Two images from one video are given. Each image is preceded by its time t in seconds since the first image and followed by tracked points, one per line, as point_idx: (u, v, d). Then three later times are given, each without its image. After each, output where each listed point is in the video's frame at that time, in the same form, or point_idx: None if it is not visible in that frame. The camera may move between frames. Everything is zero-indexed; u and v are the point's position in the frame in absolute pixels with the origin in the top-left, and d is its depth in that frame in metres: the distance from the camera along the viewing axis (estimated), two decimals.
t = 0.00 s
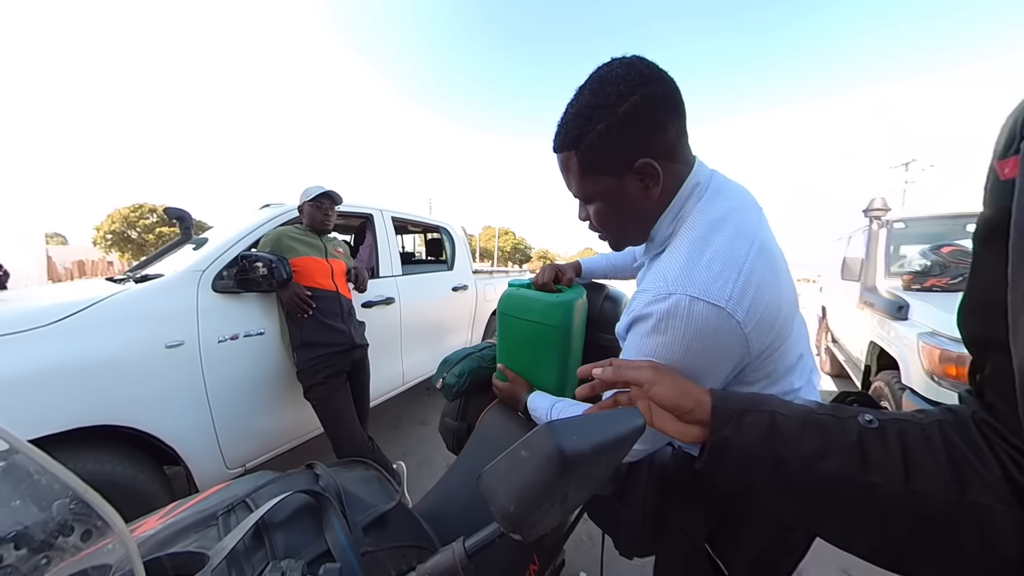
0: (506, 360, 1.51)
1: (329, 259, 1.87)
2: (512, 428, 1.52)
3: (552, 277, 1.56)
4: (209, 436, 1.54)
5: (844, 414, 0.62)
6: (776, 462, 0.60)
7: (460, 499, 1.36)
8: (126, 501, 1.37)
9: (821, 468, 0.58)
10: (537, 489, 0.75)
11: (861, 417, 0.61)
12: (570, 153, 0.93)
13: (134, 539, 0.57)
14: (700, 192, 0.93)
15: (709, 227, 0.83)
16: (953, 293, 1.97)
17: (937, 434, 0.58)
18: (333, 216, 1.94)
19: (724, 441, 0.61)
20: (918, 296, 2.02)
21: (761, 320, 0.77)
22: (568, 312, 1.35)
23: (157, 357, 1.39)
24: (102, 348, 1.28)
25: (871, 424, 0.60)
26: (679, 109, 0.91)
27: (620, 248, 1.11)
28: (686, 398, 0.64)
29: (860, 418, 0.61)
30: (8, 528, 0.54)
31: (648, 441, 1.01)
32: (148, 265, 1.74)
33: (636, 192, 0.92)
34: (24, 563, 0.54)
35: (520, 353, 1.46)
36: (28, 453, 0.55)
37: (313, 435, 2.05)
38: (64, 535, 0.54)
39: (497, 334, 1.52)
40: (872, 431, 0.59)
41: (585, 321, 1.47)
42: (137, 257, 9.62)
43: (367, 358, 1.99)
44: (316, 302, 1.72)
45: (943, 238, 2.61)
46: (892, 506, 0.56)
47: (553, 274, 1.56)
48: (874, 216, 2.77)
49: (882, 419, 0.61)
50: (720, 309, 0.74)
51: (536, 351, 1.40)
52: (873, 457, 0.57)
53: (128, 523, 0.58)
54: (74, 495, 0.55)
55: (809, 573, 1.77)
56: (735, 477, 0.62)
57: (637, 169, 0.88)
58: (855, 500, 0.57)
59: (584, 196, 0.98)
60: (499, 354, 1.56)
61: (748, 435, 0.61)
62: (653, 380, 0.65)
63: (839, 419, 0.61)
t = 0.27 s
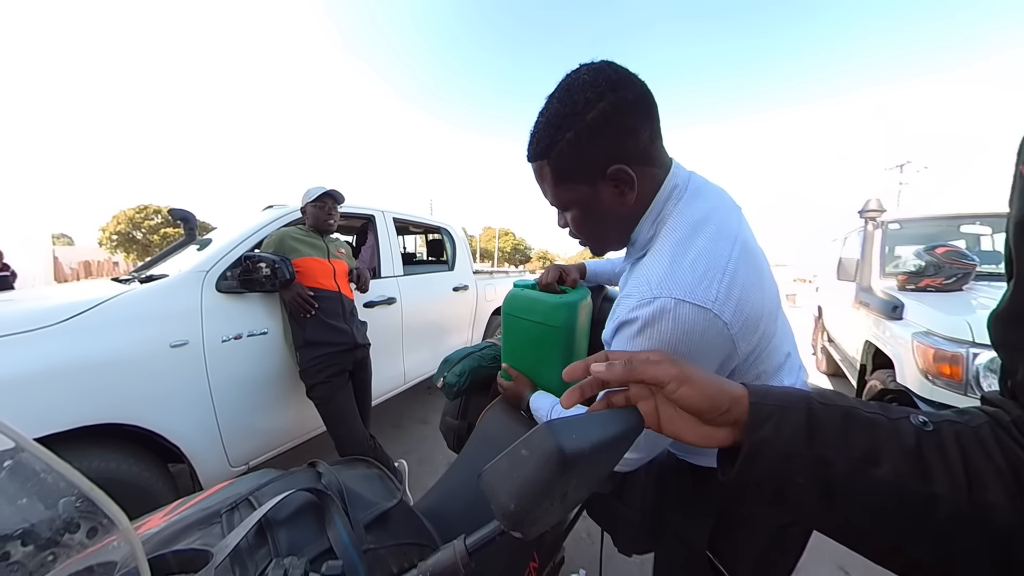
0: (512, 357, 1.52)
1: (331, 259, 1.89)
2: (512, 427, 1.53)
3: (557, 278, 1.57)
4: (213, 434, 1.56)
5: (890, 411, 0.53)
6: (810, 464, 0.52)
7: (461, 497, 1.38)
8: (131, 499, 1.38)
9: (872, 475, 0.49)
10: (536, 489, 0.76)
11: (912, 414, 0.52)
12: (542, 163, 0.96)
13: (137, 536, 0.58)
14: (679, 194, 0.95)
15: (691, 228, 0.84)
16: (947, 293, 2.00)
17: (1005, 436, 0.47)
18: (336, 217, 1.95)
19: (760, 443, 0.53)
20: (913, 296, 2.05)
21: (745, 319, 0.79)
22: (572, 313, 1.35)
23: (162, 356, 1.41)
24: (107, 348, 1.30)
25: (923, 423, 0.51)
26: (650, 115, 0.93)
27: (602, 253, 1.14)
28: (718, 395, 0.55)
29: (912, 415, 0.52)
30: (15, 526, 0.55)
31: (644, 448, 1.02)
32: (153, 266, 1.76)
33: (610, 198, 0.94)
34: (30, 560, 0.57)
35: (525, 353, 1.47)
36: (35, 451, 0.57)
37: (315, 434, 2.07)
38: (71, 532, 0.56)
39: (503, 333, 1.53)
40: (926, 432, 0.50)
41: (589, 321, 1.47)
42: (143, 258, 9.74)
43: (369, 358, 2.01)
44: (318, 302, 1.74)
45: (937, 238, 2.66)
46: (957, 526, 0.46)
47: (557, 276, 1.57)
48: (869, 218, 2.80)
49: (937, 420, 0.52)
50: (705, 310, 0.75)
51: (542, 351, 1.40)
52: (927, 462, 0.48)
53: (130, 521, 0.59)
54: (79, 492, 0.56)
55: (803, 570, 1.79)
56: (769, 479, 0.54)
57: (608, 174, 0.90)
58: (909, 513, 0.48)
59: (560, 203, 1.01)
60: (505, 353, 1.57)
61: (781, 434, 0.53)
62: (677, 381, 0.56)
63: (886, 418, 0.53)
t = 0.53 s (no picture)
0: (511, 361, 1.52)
1: (333, 260, 1.90)
2: (513, 426, 1.54)
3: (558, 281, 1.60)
4: (215, 434, 1.57)
5: (921, 425, 0.56)
6: (853, 481, 0.54)
7: (463, 496, 1.39)
8: (136, 499, 1.40)
9: (910, 492, 0.52)
10: (537, 489, 0.77)
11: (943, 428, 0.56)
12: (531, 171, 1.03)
13: (141, 537, 0.59)
14: (667, 196, 0.95)
15: (677, 231, 0.86)
16: (943, 294, 2.01)
17: None
18: (337, 218, 1.97)
19: (788, 454, 0.54)
20: (910, 296, 2.06)
21: (731, 320, 0.80)
22: (571, 314, 1.36)
23: (165, 356, 1.42)
24: (111, 348, 1.31)
25: (954, 437, 0.55)
26: (626, 120, 0.95)
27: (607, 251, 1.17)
28: (747, 417, 0.57)
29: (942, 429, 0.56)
30: (22, 525, 0.57)
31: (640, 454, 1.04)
32: (157, 266, 1.78)
33: (593, 203, 0.98)
34: (35, 559, 0.58)
35: (525, 354, 1.48)
36: (40, 452, 0.56)
37: (318, 434, 2.08)
38: (76, 531, 0.57)
39: (504, 331, 1.55)
40: (959, 446, 0.54)
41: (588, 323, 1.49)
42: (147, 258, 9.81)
43: (371, 358, 2.03)
44: (320, 302, 1.75)
45: (930, 239, 2.66)
46: (994, 538, 0.49)
47: (558, 278, 1.59)
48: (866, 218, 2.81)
49: (967, 432, 0.55)
50: (689, 312, 0.76)
51: (541, 352, 1.42)
52: (964, 477, 0.52)
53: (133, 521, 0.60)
54: (84, 493, 0.57)
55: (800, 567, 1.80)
56: (804, 496, 0.55)
57: (591, 181, 0.95)
58: (949, 527, 0.51)
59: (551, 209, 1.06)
60: (506, 354, 1.59)
61: (811, 447, 0.55)
62: (708, 407, 0.57)
63: (919, 432, 0.55)
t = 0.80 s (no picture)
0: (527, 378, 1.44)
1: (335, 260, 1.91)
2: (515, 427, 1.55)
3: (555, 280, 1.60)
4: (218, 435, 1.58)
5: (959, 429, 0.57)
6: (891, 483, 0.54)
7: (465, 498, 1.39)
8: (139, 501, 1.40)
9: (949, 496, 0.52)
10: (538, 491, 0.77)
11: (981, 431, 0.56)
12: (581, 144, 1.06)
13: (144, 541, 0.58)
14: (710, 182, 0.99)
15: (725, 211, 0.89)
16: (941, 294, 2.02)
17: None
18: (338, 219, 1.99)
19: (824, 454, 0.55)
20: (910, 296, 2.08)
21: (775, 296, 0.84)
22: (570, 315, 1.37)
23: (167, 357, 1.43)
24: (113, 349, 1.32)
25: (993, 440, 0.55)
26: (678, 102, 0.98)
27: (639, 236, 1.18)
28: (780, 414, 0.58)
29: (981, 432, 0.56)
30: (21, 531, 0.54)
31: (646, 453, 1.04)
32: (160, 267, 1.79)
33: (634, 178, 0.99)
34: (37, 562, 0.54)
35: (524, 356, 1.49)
36: (43, 457, 0.57)
37: (320, 434, 2.08)
38: (78, 534, 0.55)
39: (503, 335, 1.55)
40: (998, 448, 0.54)
41: (587, 324, 1.50)
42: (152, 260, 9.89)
43: (372, 358, 2.03)
44: (322, 303, 1.76)
45: (930, 240, 2.67)
46: None
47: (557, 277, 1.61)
48: (864, 220, 2.82)
49: (1005, 435, 0.55)
50: (748, 280, 0.79)
51: (539, 353, 1.43)
52: (1004, 481, 0.51)
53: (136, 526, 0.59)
54: (89, 498, 0.56)
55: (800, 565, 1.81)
56: (840, 498, 0.55)
57: (637, 154, 0.96)
58: (988, 532, 0.50)
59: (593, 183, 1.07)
60: (504, 356, 1.59)
61: (849, 449, 0.55)
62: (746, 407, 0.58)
63: (958, 436, 0.56)
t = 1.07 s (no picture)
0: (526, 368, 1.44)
1: (338, 261, 1.94)
2: (515, 423, 1.57)
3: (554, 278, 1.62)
4: (224, 431, 1.60)
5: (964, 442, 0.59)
6: (900, 498, 0.56)
7: (466, 491, 1.42)
8: (148, 496, 1.42)
9: (955, 507, 0.55)
10: (538, 483, 0.79)
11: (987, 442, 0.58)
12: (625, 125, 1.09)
13: (153, 532, 0.60)
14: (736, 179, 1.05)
15: (753, 202, 0.95)
16: (933, 294, 2.04)
17: None
18: (342, 222, 2.00)
19: (829, 469, 0.57)
20: (901, 296, 2.08)
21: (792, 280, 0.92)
22: (570, 315, 1.39)
23: (173, 356, 1.45)
24: (120, 348, 1.34)
25: (998, 450, 0.57)
26: (718, 100, 1.02)
27: (662, 223, 1.20)
28: (778, 431, 0.59)
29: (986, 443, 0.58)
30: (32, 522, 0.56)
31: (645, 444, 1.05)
32: (165, 267, 1.82)
33: (668, 160, 1.01)
34: (49, 553, 0.56)
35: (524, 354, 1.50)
36: (53, 450, 0.59)
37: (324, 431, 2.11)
38: (90, 525, 0.57)
39: (503, 333, 1.58)
40: (1003, 459, 0.56)
41: (587, 323, 1.51)
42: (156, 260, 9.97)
43: (374, 357, 2.06)
44: (325, 303, 1.79)
45: (920, 241, 2.68)
46: None
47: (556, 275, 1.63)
48: (858, 220, 2.79)
49: (1012, 446, 0.57)
50: (779, 257, 0.85)
51: (539, 351, 1.44)
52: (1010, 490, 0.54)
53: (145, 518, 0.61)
54: (99, 490, 0.59)
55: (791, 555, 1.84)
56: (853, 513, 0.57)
57: (675, 137, 0.98)
58: (996, 538, 0.54)
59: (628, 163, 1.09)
60: (505, 355, 1.61)
61: (855, 466, 0.57)
62: (740, 426, 0.59)
63: (963, 449, 0.58)
